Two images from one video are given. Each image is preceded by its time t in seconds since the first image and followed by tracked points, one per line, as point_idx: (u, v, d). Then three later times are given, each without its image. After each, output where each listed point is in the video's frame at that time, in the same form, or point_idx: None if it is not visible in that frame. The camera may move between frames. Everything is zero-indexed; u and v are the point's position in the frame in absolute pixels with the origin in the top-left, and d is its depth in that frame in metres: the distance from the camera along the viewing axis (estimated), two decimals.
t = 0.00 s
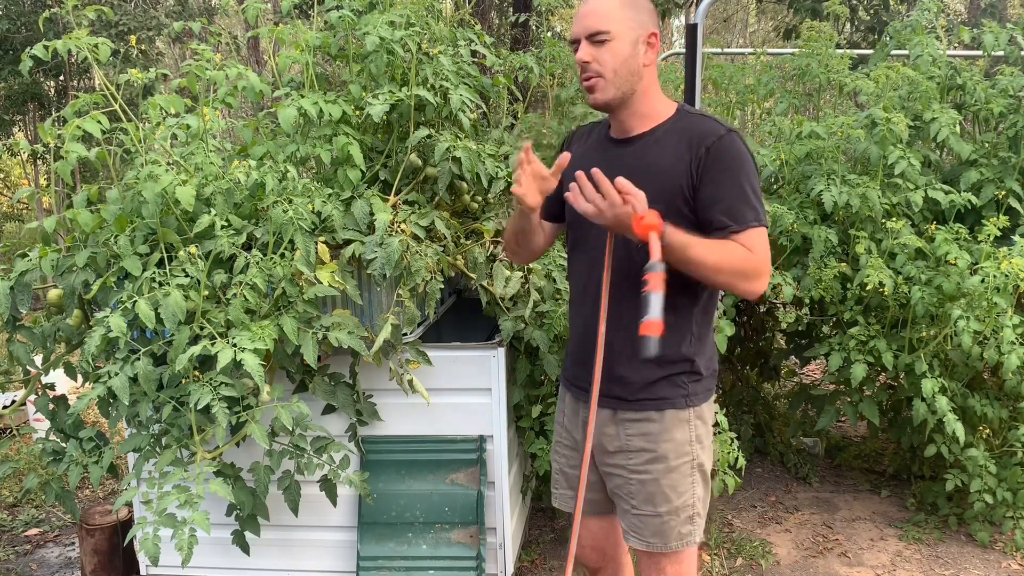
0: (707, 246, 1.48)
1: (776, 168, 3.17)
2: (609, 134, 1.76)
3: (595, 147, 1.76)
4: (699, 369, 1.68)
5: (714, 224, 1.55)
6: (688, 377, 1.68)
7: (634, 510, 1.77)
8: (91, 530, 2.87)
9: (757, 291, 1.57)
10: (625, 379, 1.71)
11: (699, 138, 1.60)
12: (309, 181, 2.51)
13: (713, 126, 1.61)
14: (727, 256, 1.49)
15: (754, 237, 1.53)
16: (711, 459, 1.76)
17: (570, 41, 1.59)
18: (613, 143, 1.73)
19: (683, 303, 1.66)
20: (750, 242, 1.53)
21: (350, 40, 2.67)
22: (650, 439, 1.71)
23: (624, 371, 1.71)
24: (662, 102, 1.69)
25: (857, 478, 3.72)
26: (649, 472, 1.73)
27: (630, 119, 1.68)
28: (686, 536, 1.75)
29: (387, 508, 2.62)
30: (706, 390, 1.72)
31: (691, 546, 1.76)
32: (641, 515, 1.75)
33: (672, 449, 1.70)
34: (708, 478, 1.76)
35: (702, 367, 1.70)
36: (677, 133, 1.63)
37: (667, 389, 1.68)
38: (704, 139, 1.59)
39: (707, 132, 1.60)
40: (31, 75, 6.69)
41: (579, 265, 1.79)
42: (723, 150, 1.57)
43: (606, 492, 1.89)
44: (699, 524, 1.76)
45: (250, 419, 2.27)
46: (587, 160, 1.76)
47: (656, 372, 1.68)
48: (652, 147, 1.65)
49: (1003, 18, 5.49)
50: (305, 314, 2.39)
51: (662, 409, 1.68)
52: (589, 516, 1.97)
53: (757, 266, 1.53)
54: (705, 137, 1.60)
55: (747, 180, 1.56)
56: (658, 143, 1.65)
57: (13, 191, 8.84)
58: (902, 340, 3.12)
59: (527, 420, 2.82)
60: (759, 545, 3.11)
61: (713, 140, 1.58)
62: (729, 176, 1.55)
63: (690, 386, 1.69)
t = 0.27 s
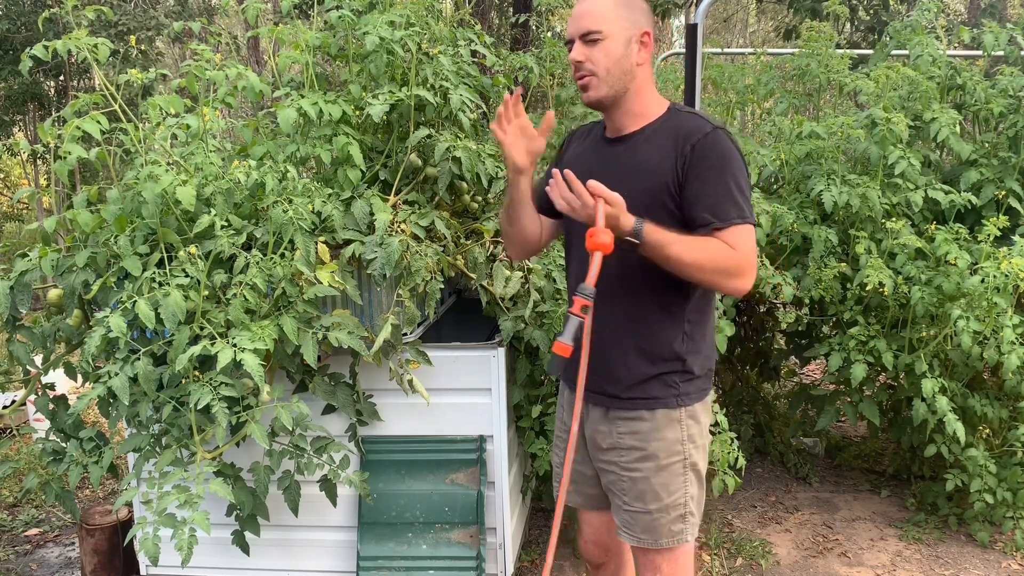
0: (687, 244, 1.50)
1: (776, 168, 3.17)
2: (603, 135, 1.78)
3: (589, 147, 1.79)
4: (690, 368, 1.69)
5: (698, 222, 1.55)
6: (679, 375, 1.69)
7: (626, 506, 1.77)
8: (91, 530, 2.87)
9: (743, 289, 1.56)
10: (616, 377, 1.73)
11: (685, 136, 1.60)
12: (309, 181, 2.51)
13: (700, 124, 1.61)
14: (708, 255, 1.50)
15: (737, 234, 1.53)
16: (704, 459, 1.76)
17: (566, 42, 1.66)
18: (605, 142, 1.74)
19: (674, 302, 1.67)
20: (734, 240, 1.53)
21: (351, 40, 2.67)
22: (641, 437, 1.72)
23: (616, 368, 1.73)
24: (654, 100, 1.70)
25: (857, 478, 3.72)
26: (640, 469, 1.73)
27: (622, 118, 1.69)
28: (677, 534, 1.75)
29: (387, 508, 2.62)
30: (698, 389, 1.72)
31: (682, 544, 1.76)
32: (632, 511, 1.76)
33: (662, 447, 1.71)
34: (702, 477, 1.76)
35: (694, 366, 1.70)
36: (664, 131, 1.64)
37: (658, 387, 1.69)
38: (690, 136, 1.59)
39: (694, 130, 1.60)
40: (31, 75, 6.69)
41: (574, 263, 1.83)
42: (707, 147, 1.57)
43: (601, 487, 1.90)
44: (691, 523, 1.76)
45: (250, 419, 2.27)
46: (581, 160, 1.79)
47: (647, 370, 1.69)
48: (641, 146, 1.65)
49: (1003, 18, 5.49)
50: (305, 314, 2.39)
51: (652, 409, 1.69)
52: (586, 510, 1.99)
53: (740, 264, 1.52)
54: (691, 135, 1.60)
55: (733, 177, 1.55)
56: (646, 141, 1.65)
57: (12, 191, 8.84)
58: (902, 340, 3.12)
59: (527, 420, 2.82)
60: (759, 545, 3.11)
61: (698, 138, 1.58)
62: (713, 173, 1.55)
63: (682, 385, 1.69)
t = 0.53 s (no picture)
0: (656, 232, 1.51)
1: (776, 168, 3.17)
2: (598, 136, 1.82)
3: (584, 147, 1.83)
4: (679, 365, 1.69)
5: (676, 217, 1.57)
6: (667, 373, 1.69)
7: (615, 501, 1.78)
8: (91, 530, 2.87)
9: (715, 284, 1.56)
10: (607, 373, 1.75)
11: (668, 134, 1.63)
12: (309, 181, 2.51)
13: (684, 122, 1.63)
14: (677, 246, 1.51)
15: (715, 230, 1.54)
16: (695, 456, 1.76)
17: (562, 46, 1.68)
18: (598, 142, 1.79)
19: (662, 299, 1.68)
20: (711, 234, 1.53)
21: (351, 40, 2.67)
22: (632, 434, 1.73)
23: (606, 363, 1.75)
24: (645, 100, 1.73)
25: (857, 478, 3.72)
26: (628, 465, 1.74)
27: (616, 119, 1.73)
28: (665, 530, 1.75)
29: (387, 508, 2.62)
30: (687, 387, 1.71)
31: (671, 540, 1.76)
32: (620, 506, 1.76)
33: (652, 444, 1.71)
34: (693, 475, 1.75)
35: (683, 363, 1.71)
36: (650, 130, 1.67)
37: (647, 384, 1.70)
38: (672, 134, 1.62)
39: (678, 128, 1.63)
40: (31, 75, 6.69)
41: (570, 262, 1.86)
42: (688, 143, 1.59)
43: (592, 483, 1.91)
44: (681, 519, 1.75)
45: (250, 419, 2.27)
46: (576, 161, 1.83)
47: (637, 366, 1.70)
48: (629, 146, 1.69)
49: (1003, 17, 5.49)
50: (305, 314, 2.39)
51: (641, 405, 1.70)
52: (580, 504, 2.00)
53: (715, 258, 1.53)
54: (674, 133, 1.62)
55: (713, 172, 1.57)
56: (634, 141, 1.69)
57: (12, 191, 8.83)
58: (902, 340, 3.12)
59: (527, 420, 2.82)
60: (759, 545, 3.11)
61: (679, 135, 1.60)
62: (692, 170, 1.56)
63: (670, 382, 1.70)
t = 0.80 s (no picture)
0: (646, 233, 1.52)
1: (776, 168, 3.17)
2: (590, 138, 1.83)
3: (576, 150, 1.84)
4: (673, 364, 1.70)
5: (667, 217, 1.58)
6: (661, 371, 1.70)
7: (610, 498, 1.78)
8: (91, 530, 2.87)
9: (705, 283, 1.57)
10: (601, 373, 1.75)
11: (660, 135, 1.63)
12: (309, 181, 2.51)
13: (675, 123, 1.64)
14: (666, 247, 1.52)
15: (707, 230, 1.55)
16: (690, 454, 1.76)
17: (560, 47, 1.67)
18: (591, 144, 1.79)
19: (656, 298, 1.69)
20: (703, 234, 1.54)
21: (350, 40, 2.67)
22: (626, 431, 1.73)
23: (601, 362, 1.75)
24: (639, 101, 1.73)
25: (857, 478, 3.72)
26: (623, 462, 1.74)
27: (611, 122, 1.73)
28: (660, 527, 1.75)
29: (387, 508, 2.62)
30: (683, 385, 1.72)
31: (666, 538, 1.76)
32: (615, 503, 1.76)
33: (647, 442, 1.71)
34: (687, 472, 1.75)
35: (677, 361, 1.71)
36: (641, 131, 1.68)
37: (641, 383, 1.70)
38: (664, 135, 1.63)
39: (669, 129, 1.63)
40: (30, 74, 6.69)
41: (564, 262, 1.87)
42: (680, 144, 1.60)
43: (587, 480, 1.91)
44: (676, 517, 1.75)
45: (250, 419, 2.27)
46: (569, 162, 1.84)
47: (631, 364, 1.71)
48: (622, 147, 1.69)
49: (1003, 17, 5.50)
50: (305, 314, 2.39)
51: (636, 404, 1.70)
52: (574, 501, 2.00)
53: (707, 258, 1.54)
54: (665, 134, 1.63)
55: (704, 173, 1.57)
56: (626, 143, 1.69)
57: (12, 191, 8.83)
58: (902, 340, 3.12)
59: (527, 420, 2.82)
60: (759, 545, 3.11)
61: (671, 136, 1.61)
62: (684, 170, 1.57)
63: (665, 381, 1.70)
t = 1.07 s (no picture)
0: (649, 245, 1.54)
1: (777, 168, 3.17)
2: (583, 140, 1.82)
3: (570, 151, 1.83)
4: (669, 363, 1.71)
5: (669, 219, 1.59)
6: (658, 370, 1.71)
7: (607, 495, 1.78)
8: (91, 530, 2.87)
9: (713, 284, 1.58)
10: (598, 372, 1.75)
11: (657, 137, 1.64)
12: (309, 181, 2.51)
13: (671, 125, 1.64)
14: (671, 254, 1.53)
15: (706, 231, 1.56)
16: (686, 452, 1.77)
17: (563, 44, 1.66)
18: (585, 146, 1.79)
19: (653, 298, 1.69)
20: (702, 236, 1.55)
21: (350, 40, 2.67)
22: (622, 429, 1.73)
23: (598, 361, 1.75)
24: (636, 104, 1.73)
25: (857, 478, 3.73)
26: (620, 460, 1.74)
27: (607, 122, 1.73)
28: (657, 523, 1.75)
29: (387, 508, 2.62)
30: (679, 383, 1.73)
31: (663, 534, 1.76)
32: (612, 500, 1.77)
33: (644, 439, 1.72)
34: (683, 469, 1.76)
35: (673, 360, 1.72)
36: (637, 133, 1.68)
37: (639, 381, 1.71)
38: (662, 137, 1.63)
39: (665, 132, 1.64)
40: (31, 75, 6.69)
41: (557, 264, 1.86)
42: (678, 146, 1.60)
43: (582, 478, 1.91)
44: (672, 513, 1.76)
45: (250, 419, 2.27)
46: (563, 164, 1.84)
47: (628, 364, 1.71)
48: (618, 149, 1.70)
49: (1003, 17, 5.50)
50: (305, 314, 2.39)
51: (633, 402, 1.71)
52: (569, 499, 2.00)
53: (708, 260, 1.55)
54: (662, 136, 1.63)
55: (702, 175, 1.58)
56: (622, 144, 1.69)
57: (13, 192, 8.83)
58: (902, 340, 3.12)
59: (527, 420, 2.82)
60: (759, 544, 3.11)
61: (669, 138, 1.62)
62: (682, 172, 1.58)
63: (662, 379, 1.71)
